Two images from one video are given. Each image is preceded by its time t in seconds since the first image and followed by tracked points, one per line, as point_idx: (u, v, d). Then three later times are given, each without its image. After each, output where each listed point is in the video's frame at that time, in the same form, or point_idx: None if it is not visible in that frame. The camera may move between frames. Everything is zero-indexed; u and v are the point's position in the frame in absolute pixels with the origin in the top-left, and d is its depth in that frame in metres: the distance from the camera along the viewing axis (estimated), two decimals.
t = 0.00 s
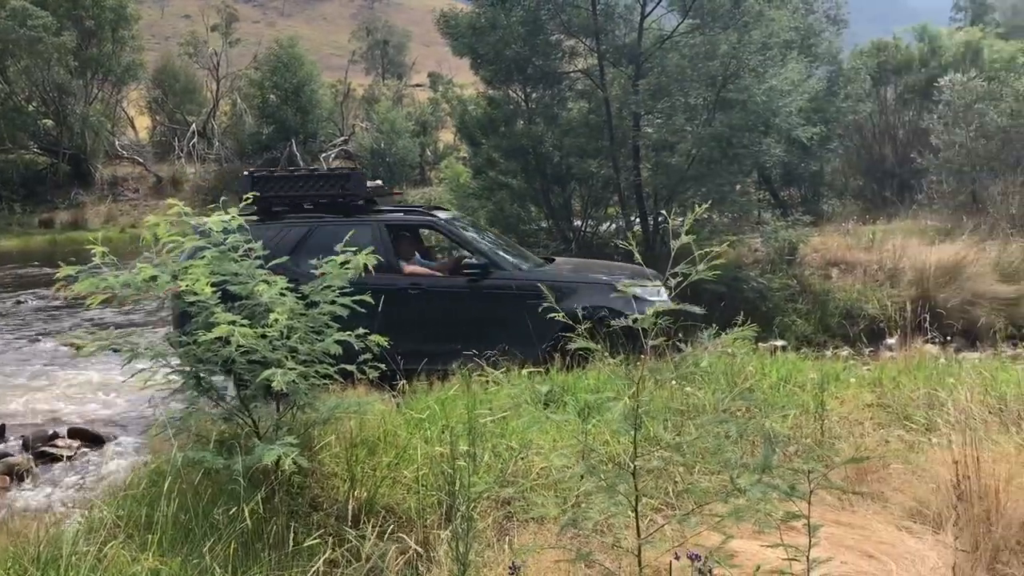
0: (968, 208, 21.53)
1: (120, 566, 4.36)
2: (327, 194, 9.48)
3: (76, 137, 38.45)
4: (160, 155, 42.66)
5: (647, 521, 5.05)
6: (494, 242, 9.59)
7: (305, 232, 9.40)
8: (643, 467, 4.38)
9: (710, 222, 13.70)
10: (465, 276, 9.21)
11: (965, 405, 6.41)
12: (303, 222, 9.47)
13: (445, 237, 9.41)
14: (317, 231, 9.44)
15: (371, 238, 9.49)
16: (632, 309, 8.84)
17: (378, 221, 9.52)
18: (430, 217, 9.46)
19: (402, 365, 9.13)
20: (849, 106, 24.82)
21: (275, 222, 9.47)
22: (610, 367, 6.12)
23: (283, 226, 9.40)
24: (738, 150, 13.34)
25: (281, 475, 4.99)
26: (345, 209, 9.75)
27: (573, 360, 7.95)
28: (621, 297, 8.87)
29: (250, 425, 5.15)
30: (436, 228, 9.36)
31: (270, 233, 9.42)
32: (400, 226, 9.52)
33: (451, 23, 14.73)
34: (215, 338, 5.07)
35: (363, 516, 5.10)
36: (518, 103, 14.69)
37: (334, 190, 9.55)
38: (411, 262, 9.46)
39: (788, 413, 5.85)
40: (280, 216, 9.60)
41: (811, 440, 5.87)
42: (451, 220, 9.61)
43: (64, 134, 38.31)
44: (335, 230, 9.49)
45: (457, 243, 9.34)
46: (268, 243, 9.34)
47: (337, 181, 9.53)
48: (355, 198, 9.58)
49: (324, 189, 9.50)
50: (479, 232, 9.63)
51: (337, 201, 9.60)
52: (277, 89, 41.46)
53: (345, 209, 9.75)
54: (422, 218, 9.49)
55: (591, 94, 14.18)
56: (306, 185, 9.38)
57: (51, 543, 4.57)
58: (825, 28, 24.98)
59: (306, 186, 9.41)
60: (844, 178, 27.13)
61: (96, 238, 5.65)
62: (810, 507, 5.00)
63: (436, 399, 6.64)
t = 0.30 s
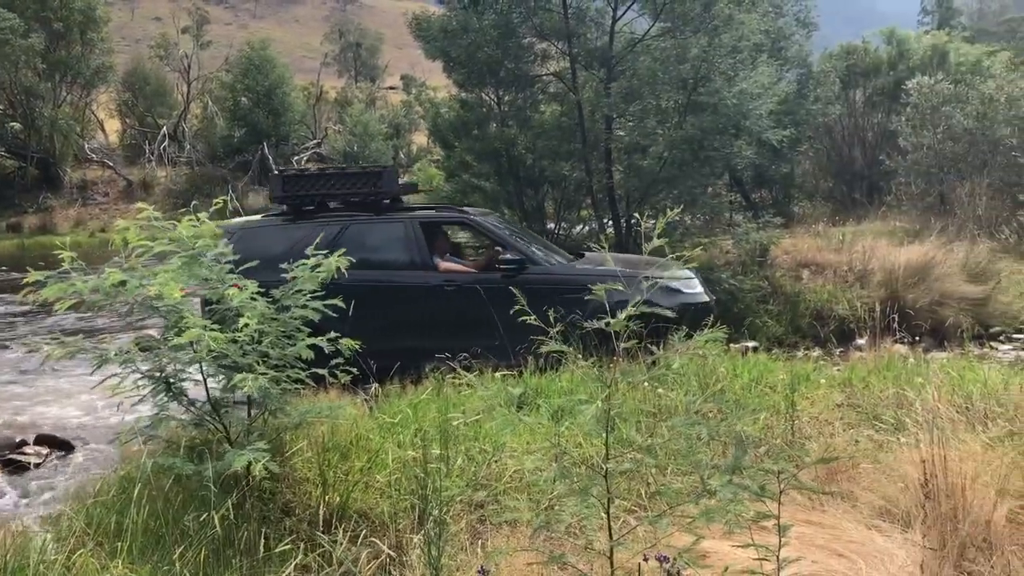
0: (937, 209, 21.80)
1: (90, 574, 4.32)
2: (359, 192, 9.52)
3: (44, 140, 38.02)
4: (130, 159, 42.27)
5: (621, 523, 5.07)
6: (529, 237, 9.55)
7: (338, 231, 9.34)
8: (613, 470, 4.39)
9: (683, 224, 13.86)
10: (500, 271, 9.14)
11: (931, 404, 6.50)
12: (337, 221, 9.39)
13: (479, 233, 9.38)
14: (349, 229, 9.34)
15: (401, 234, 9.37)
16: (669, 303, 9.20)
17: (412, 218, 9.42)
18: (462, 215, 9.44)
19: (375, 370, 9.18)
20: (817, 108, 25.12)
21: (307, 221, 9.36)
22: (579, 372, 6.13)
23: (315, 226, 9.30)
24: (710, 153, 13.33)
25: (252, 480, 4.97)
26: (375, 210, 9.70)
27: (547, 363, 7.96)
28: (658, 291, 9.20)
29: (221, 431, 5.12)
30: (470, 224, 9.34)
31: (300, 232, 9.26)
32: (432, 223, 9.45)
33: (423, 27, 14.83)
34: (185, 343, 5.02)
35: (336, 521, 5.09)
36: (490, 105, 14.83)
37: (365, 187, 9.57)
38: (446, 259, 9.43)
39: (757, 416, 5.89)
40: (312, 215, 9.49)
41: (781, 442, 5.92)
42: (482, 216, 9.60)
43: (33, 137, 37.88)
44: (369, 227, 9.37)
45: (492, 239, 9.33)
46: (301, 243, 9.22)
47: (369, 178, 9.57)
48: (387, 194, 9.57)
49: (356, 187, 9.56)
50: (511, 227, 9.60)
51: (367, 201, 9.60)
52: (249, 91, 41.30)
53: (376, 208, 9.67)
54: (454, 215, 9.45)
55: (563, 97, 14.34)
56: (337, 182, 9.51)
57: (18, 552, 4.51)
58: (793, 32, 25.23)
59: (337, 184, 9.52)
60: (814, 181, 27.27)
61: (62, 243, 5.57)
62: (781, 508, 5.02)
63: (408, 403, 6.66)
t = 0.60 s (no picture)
0: (914, 215, 22.02)
1: None
2: (400, 200, 9.58)
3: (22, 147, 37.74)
4: (108, 166, 42.08)
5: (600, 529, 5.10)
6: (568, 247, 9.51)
7: (379, 239, 9.28)
8: (590, 475, 4.39)
9: (663, 230, 14.10)
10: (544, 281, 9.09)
11: (907, 409, 6.56)
12: (376, 229, 9.33)
13: (519, 242, 9.36)
14: (390, 238, 9.29)
15: (442, 243, 9.33)
16: (713, 311, 9.27)
17: (452, 227, 9.39)
18: (502, 222, 9.43)
19: (355, 380, 9.08)
20: (788, 117, 25.56)
21: (346, 228, 9.32)
22: (558, 380, 6.17)
23: (355, 233, 9.27)
24: (688, 160, 13.49)
25: (229, 489, 4.94)
26: (416, 217, 9.67)
27: (527, 370, 8.00)
28: (701, 300, 9.24)
29: (199, 440, 5.09)
30: (511, 233, 9.33)
31: (341, 241, 9.24)
32: (473, 231, 9.41)
33: (403, 35, 15.00)
34: (162, 351, 4.99)
35: (315, 529, 5.08)
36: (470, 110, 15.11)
37: (406, 195, 9.61)
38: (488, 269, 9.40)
39: (735, 422, 5.92)
40: (349, 223, 9.50)
41: (758, 448, 5.96)
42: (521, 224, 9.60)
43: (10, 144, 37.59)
44: (408, 236, 9.34)
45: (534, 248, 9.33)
46: (341, 250, 9.20)
47: (409, 186, 9.59)
48: (428, 203, 9.59)
49: (397, 195, 9.62)
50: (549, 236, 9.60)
51: (408, 209, 9.62)
52: (229, 98, 41.26)
53: (416, 216, 9.64)
54: (494, 224, 9.44)
55: (543, 105, 14.51)
56: (377, 191, 9.57)
57: None
58: (768, 42, 25.59)
59: (381, 192, 9.57)
60: (792, 187, 27.45)
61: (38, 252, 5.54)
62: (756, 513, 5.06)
63: (388, 410, 6.68)
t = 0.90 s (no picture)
0: (889, 224, 22.24)
1: None
2: (439, 206, 9.56)
3: None
4: (84, 173, 41.81)
5: (577, 537, 5.13)
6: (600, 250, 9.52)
7: (418, 246, 9.27)
8: (564, 483, 4.39)
9: (640, 239, 14.13)
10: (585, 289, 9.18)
11: (880, 416, 6.62)
12: (416, 235, 9.33)
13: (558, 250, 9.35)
14: (429, 244, 9.27)
15: (482, 249, 9.31)
16: (751, 320, 9.37)
17: (492, 233, 9.36)
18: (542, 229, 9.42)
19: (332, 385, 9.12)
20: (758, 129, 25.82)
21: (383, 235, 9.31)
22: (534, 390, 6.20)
23: (394, 239, 9.26)
24: (666, 169, 13.57)
25: (204, 499, 4.92)
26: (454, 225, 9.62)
27: (504, 380, 8.02)
28: (740, 309, 9.34)
29: (173, 449, 5.07)
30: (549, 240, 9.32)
31: (381, 246, 9.23)
32: (512, 238, 9.38)
33: (381, 43, 15.01)
34: (135, 361, 4.95)
35: (290, 538, 5.08)
36: (449, 120, 15.13)
37: (446, 202, 9.61)
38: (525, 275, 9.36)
39: (708, 431, 5.96)
40: (387, 229, 9.48)
41: (732, 455, 6.01)
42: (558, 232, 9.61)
43: None
44: (447, 242, 9.31)
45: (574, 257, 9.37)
46: (381, 256, 9.23)
47: (450, 194, 9.61)
48: (468, 211, 9.59)
49: (436, 202, 9.60)
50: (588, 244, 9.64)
51: (448, 216, 9.59)
52: (207, 105, 40.96)
53: (456, 223, 9.60)
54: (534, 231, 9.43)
55: (521, 113, 14.58)
56: (417, 197, 9.57)
57: None
58: (744, 52, 25.76)
59: (419, 199, 9.57)
60: (768, 196, 27.69)
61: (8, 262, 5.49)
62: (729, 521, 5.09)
63: (364, 420, 6.71)
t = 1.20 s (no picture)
0: (857, 234, 22.51)
1: None
2: (467, 208, 9.56)
3: None
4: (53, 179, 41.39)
5: (547, 544, 5.13)
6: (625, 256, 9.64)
7: (445, 249, 9.28)
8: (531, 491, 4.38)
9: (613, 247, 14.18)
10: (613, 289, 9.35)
11: (848, 424, 6.68)
12: (443, 237, 9.35)
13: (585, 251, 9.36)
14: (455, 247, 9.29)
15: (509, 251, 9.29)
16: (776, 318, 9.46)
17: (519, 235, 9.36)
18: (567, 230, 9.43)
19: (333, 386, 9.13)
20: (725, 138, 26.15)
21: (409, 237, 9.34)
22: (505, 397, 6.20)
23: (421, 242, 9.28)
24: (638, 178, 13.66)
25: (171, 508, 4.89)
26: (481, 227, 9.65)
27: (474, 387, 8.02)
28: (766, 308, 9.45)
29: (140, 457, 5.03)
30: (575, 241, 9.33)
31: (408, 249, 9.26)
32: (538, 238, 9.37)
33: (353, 51, 15.02)
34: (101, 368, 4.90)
35: (258, 546, 5.06)
36: (421, 128, 15.21)
37: (473, 204, 9.61)
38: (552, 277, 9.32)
39: (676, 439, 5.99)
40: (413, 232, 9.46)
41: (702, 462, 6.05)
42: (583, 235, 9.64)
43: None
44: (473, 244, 9.33)
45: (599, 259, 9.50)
46: (407, 261, 9.25)
47: (478, 196, 9.61)
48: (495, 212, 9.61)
49: (464, 204, 9.60)
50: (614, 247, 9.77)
51: (476, 217, 9.61)
52: (177, 111, 41.11)
53: (482, 224, 9.64)
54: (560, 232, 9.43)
55: (495, 122, 14.66)
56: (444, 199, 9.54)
57: None
58: (716, 63, 26.00)
59: (447, 201, 9.55)
60: (739, 206, 27.90)
61: None
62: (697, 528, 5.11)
63: (336, 428, 6.70)
